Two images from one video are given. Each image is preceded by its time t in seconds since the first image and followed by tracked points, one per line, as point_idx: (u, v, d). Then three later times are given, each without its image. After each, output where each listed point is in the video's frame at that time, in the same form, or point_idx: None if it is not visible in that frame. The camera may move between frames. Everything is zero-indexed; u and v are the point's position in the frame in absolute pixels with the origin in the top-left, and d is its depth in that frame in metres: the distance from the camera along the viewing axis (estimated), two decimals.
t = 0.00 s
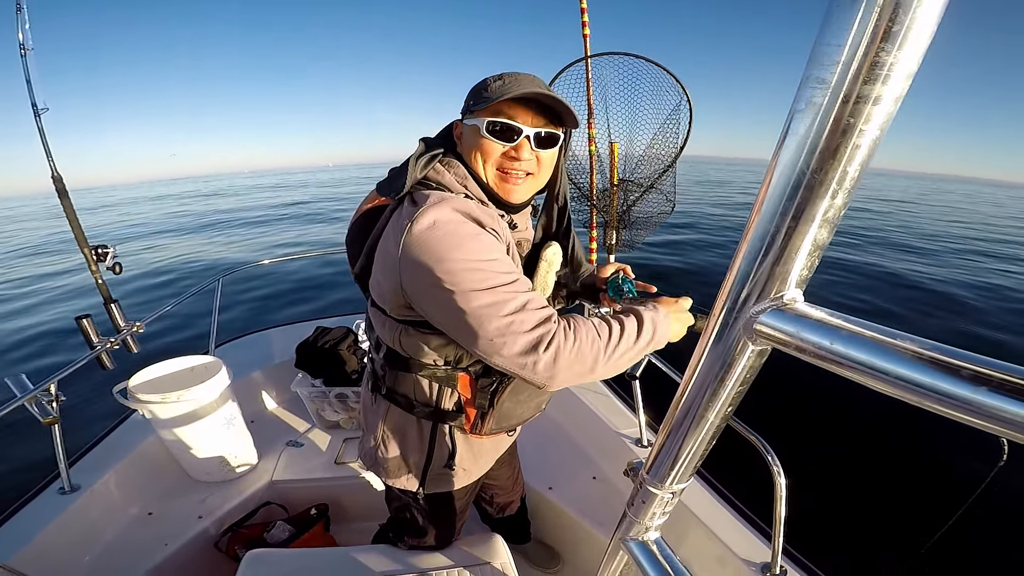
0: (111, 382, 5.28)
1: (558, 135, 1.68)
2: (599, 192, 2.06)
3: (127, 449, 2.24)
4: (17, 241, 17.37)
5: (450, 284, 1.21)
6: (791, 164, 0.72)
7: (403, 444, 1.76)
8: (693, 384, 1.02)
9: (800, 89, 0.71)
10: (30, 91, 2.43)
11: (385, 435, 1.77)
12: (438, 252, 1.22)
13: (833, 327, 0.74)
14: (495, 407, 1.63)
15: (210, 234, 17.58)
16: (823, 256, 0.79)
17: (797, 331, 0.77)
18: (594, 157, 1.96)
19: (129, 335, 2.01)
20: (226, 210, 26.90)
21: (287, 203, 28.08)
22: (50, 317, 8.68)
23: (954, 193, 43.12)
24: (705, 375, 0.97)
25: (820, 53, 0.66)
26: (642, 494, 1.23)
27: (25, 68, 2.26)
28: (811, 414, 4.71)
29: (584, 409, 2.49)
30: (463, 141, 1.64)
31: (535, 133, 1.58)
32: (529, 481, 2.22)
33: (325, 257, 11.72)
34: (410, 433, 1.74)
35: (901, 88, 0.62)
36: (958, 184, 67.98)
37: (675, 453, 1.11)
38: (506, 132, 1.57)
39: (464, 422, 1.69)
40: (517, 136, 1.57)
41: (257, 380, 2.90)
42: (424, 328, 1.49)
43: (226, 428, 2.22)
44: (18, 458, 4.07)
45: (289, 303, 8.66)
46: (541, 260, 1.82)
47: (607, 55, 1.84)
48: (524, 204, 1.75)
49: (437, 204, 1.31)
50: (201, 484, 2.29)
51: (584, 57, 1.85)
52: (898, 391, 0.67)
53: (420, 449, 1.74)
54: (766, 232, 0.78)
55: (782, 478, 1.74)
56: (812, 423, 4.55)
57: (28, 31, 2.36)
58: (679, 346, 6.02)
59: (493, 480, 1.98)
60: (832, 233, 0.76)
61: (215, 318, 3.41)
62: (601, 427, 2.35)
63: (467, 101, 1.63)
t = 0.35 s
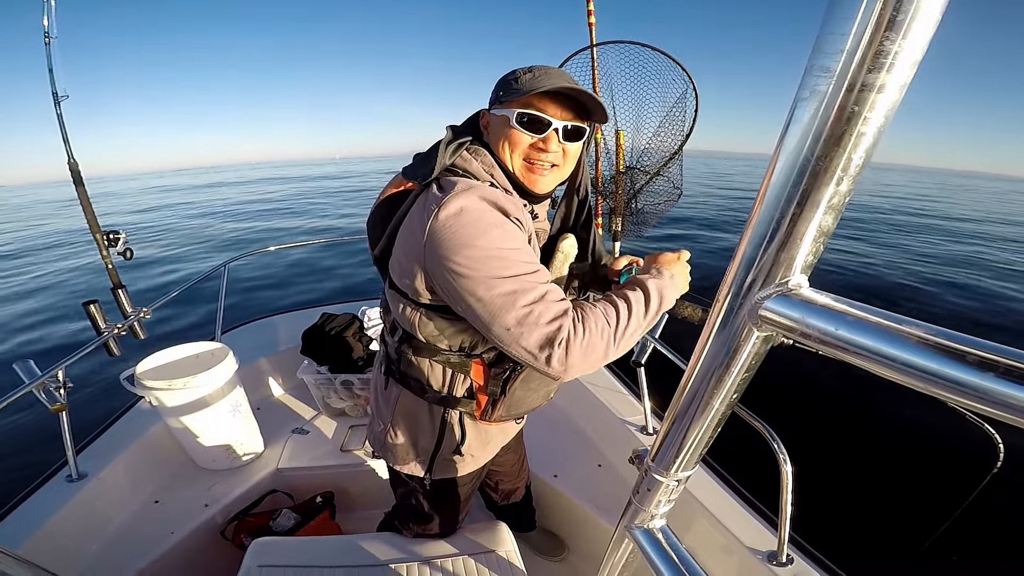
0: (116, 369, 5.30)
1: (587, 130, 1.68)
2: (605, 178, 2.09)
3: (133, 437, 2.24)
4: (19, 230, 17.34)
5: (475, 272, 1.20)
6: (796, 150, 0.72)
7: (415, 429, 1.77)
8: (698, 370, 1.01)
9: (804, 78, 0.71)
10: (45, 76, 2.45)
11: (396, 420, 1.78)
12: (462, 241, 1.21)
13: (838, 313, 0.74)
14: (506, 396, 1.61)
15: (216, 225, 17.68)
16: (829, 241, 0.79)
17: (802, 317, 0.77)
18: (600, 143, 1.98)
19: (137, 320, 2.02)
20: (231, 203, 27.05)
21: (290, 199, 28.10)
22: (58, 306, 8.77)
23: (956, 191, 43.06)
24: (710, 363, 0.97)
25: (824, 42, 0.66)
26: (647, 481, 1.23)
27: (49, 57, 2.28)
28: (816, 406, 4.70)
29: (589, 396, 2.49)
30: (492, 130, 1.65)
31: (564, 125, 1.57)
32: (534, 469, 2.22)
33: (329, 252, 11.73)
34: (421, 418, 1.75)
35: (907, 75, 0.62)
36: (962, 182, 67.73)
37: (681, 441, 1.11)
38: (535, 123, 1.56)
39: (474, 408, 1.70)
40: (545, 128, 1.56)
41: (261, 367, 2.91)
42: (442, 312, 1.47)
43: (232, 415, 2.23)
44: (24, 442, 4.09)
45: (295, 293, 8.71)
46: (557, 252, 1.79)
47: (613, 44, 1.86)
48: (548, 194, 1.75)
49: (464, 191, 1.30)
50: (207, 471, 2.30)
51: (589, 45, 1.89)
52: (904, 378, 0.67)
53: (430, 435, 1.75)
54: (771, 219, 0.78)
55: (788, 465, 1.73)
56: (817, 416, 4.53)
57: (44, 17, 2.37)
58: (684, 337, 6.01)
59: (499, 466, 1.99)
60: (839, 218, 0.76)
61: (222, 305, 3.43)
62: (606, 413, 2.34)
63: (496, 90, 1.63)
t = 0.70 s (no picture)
0: (124, 363, 5.33)
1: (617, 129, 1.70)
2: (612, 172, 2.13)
3: (143, 431, 2.25)
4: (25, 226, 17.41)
5: (505, 270, 1.21)
6: (804, 145, 0.72)
7: (430, 426, 1.77)
8: (706, 366, 1.01)
9: (813, 73, 0.71)
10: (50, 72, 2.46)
11: (413, 415, 1.78)
12: (492, 237, 1.23)
13: (847, 306, 0.74)
14: (526, 395, 1.62)
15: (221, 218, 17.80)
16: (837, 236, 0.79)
17: (810, 311, 0.77)
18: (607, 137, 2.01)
19: (147, 313, 2.04)
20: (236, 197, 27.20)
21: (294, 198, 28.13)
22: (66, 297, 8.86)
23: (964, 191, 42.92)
24: (718, 356, 0.97)
25: (834, 38, 0.66)
26: (654, 476, 1.23)
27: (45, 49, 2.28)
28: (822, 404, 4.68)
29: (597, 392, 2.49)
30: (522, 127, 1.64)
31: (599, 126, 1.59)
32: (541, 463, 2.22)
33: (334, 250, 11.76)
34: (437, 416, 1.75)
35: (917, 70, 0.62)
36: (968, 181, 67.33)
37: (688, 435, 1.11)
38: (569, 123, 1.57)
39: (491, 407, 1.69)
40: (580, 128, 1.57)
41: (270, 361, 2.91)
42: (465, 310, 1.47)
43: (241, 408, 2.24)
44: (33, 435, 4.12)
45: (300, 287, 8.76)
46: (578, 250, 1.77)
47: (620, 39, 1.88)
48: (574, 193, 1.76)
49: (494, 188, 1.30)
50: (216, 465, 2.31)
51: (597, 40, 1.90)
52: (912, 371, 0.66)
53: (447, 433, 1.75)
54: (779, 213, 0.78)
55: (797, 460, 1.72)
56: (824, 413, 4.51)
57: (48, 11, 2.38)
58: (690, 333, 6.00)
59: (507, 462, 1.99)
60: (847, 213, 0.76)
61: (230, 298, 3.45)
62: (613, 409, 2.34)
63: (526, 87, 1.62)
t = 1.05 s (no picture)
0: (125, 365, 5.33)
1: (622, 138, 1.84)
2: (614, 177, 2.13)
3: (144, 434, 2.26)
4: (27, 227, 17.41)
5: (518, 276, 1.21)
6: (805, 150, 0.72)
7: (435, 433, 1.77)
8: (708, 370, 1.01)
9: (816, 77, 0.71)
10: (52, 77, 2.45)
11: (418, 422, 1.78)
12: (504, 242, 1.22)
13: (848, 311, 0.74)
14: (532, 404, 1.63)
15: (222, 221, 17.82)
16: (839, 241, 0.79)
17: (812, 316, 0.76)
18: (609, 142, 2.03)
19: (149, 317, 2.04)
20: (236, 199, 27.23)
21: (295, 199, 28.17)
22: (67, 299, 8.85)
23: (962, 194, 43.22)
24: (720, 361, 0.97)
25: (835, 41, 0.66)
26: (656, 481, 1.23)
27: (46, 53, 2.28)
28: (824, 408, 4.68)
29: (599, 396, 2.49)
30: (563, 137, 1.59)
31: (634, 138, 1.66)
32: (543, 468, 2.22)
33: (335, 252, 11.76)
34: (442, 423, 1.75)
35: (918, 75, 0.62)
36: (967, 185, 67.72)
37: (689, 440, 1.11)
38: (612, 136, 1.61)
39: (496, 415, 1.68)
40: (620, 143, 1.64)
41: (272, 365, 2.91)
42: (473, 318, 1.47)
43: (243, 412, 2.25)
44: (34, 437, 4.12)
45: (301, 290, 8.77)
46: (587, 258, 1.77)
47: (622, 42, 1.89)
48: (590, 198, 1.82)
49: (508, 194, 1.31)
50: (217, 469, 2.31)
51: (599, 45, 1.92)
52: (914, 377, 0.66)
53: (452, 440, 1.75)
54: (781, 218, 0.78)
55: (800, 466, 1.72)
56: (824, 418, 4.51)
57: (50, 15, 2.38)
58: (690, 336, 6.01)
59: (509, 467, 1.98)
60: (849, 219, 0.76)
61: (232, 301, 3.46)
62: (616, 414, 2.35)
63: (568, 93, 1.54)
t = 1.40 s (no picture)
0: (118, 373, 5.29)
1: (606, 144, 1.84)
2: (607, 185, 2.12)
3: (136, 441, 2.25)
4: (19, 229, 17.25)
5: (509, 288, 1.21)
6: (798, 158, 0.72)
7: (429, 445, 1.77)
8: (700, 379, 1.01)
9: (808, 84, 0.71)
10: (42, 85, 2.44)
11: (410, 433, 1.77)
12: (496, 253, 1.22)
13: (840, 320, 0.74)
14: (526, 415, 1.63)
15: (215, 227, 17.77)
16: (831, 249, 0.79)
17: (805, 324, 0.76)
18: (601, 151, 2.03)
19: (140, 326, 2.03)
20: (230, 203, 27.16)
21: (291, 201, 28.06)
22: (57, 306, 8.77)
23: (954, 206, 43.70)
24: (712, 370, 0.97)
25: (828, 48, 0.66)
26: (649, 488, 1.23)
27: (35, 63, 2.26)
28: (816, 414, 4.71)
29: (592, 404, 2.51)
30: (567, 148, 1.57)
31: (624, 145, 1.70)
32: (536, 476, 2.22)
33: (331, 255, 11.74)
34: (434, 435, 1.75)
35: (910, 83, 0.62)
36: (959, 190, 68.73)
37: (682, 447, 1.11)
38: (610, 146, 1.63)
39: (490, 427, 1.68)
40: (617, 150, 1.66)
41: (264, 373, 2.90)
42: (465, 331, 1.46)
43: (234, 421, 2.23)
44: (24, 447, 4.07)
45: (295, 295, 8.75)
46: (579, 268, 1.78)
47: (615, 49, 1.89)
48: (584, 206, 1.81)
49: (500, 205, 1.31)
50: (210, 477, 2.30)
51: (591, 52, 1.91)
52: (906, 385, 0.66)
53: (445, 450, 1.74)
54: (773, 226, 0.78)
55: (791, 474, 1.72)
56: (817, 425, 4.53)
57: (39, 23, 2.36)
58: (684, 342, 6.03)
59: (503, 476, 1.98)
60: (841, 226, 0.76)
61: (225, 309, 3.45)
62: (609, 422, 2.37)
63: (571, 102, 1.51)
